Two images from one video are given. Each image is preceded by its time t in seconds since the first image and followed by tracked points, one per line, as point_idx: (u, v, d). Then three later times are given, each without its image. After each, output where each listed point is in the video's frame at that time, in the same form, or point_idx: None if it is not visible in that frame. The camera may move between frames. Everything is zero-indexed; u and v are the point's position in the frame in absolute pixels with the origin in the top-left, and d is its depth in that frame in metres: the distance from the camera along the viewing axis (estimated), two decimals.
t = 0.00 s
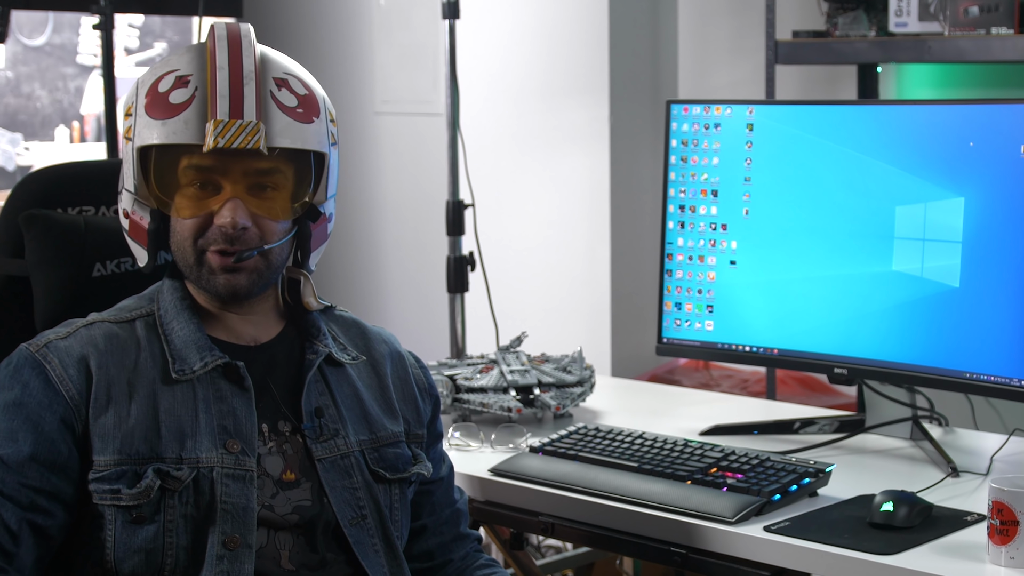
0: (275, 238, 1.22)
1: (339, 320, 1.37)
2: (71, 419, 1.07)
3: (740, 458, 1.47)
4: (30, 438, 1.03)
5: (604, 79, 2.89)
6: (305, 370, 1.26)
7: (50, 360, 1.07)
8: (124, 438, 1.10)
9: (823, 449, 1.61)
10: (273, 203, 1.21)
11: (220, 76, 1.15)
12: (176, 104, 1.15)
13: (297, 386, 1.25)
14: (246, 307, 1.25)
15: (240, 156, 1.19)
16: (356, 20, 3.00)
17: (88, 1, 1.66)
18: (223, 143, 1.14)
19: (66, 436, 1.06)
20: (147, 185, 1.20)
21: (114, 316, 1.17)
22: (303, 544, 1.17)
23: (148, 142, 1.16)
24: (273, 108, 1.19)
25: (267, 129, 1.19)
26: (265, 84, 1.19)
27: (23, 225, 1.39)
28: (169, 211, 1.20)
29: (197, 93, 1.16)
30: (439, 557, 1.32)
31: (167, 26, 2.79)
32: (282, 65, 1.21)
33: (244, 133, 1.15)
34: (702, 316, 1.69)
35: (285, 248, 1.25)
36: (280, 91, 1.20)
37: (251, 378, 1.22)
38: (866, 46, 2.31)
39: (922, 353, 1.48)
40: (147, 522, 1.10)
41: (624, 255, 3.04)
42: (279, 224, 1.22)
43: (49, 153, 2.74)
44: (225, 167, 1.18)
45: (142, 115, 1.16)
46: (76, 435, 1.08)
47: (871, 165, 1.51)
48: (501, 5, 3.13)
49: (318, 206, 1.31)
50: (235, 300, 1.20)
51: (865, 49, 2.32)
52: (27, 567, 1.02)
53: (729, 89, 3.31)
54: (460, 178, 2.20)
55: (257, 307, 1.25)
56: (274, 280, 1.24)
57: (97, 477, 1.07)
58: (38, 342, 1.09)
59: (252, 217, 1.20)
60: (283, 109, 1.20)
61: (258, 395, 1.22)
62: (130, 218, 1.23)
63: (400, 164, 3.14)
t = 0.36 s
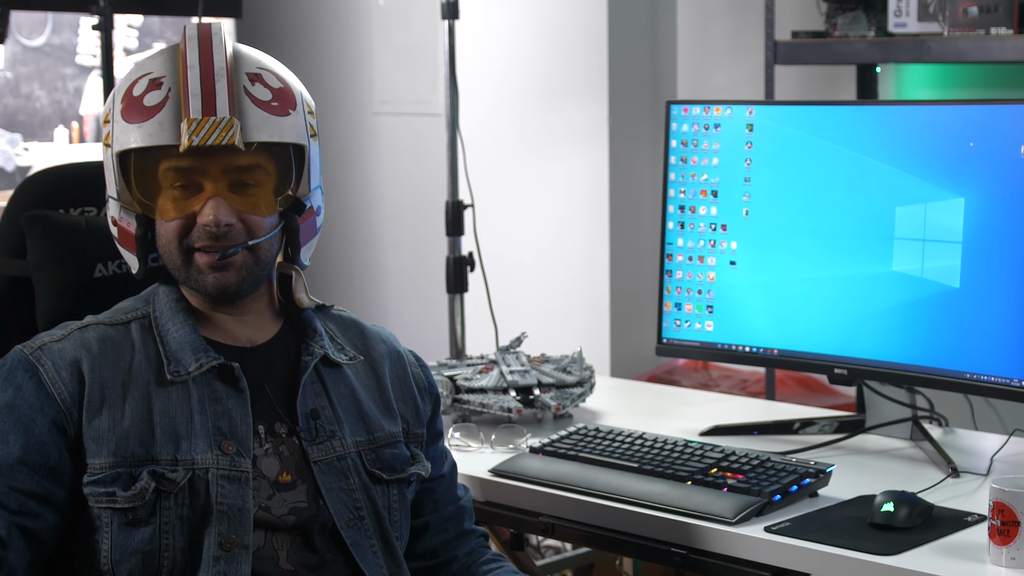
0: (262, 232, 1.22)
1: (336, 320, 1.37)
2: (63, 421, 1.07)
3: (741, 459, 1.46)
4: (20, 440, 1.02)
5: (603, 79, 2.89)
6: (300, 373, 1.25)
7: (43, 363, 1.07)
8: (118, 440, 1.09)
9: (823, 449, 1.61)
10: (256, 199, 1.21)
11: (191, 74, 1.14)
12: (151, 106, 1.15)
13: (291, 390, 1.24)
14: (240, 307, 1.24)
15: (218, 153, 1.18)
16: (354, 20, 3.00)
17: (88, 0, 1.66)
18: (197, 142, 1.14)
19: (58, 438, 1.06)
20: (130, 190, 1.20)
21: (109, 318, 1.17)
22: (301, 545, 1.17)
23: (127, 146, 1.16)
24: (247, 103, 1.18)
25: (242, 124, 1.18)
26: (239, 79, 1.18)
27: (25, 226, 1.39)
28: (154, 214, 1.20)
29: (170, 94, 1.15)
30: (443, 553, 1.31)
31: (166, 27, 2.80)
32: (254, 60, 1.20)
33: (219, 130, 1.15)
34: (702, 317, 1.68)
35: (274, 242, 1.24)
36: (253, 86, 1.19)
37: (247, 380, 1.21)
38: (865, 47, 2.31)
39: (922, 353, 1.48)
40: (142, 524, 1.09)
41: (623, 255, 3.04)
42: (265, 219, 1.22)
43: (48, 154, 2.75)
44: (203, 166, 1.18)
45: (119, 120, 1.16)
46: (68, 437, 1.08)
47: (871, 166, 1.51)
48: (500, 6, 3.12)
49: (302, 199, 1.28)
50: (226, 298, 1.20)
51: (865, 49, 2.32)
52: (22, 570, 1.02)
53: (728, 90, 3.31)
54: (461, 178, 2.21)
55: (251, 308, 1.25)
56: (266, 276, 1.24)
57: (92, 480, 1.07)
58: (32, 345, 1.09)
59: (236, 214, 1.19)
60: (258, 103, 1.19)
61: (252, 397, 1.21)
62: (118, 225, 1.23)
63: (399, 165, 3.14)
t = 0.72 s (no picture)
0: (257, 228, 1.22)
1: (342, 317, 1.37)
2: (59, 420, 1.07)
3: (746, 459, 1.46)
4: (13, 436, 1.03)
5: (607, 80, 2.90)
6: (303, 367, 1.25)
7: (41, 360, 1.08)
8: (117, 437, 1.09)
9: (827, 450, 1.61)
10: (251, 196, 1.21)
11: (178, 73, 1.14)
12: (139, 108, 1.15)
13: (296, 382, 1.25)
14: (241, 305, 1.25)
15: (208, 151, 1.18)
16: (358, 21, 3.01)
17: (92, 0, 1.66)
18: (186, 139, 1.14)
19: (52, 436, 1.06)
20: (124, 193, 1.20)
21: (110, 317, 1.17)
22: (304, 542, 1.16)
23: (119, 148, 1.16)
24: (235, 99, 1.18)
25: (231, 120, 1.17)
26: (226, 76, 1.18)
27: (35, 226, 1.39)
28: (151, 216, 1.20)
29: (158, 94, 1.15)
30: (473, 534, 1.31)
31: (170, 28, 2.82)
32: (242, 57, 1.19)
33: (206, 126, 1.14)
34: (706, 318, 1.68)
35: (271, 238, 1.24)
36: (241, 82, 1.18)
37: (249, 374, 1.21)
38: (869, 48, 2.29)
39: (928, 353, 1.47)
40: (143, 521, 1.09)
41: (627, 256, 3.04)
42: (260, 215, 1.22)
43: (53, 155, 2.76)
44: (196, 165, 1.18)
45: (110, 124, 1.17)
46: (64, 436, 1.08)
47: (876, 167, 1.51)
48: (503, 7, 3.13)
49: (297, 193, 1.28)
50: (225, 297, 1.20)
51: (870, 50, 2.30)
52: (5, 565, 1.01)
53: (731, 90, 3.31)
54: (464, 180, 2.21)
55: (254, 307, 1.26)
56: (265, 273, 1.24)
57: (92, 477, 1.07)
58: (32, 343, 1.10)
59: (230, 212, 1.19)
60: (245, 99, 1.18)
61: (256, 392, 1.21)
62: (116, 230, 1.24)
63: (403, 166, 3.15)
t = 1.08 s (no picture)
0: (282, 245, 1.20)
1: (347, 319, 1.32)
2: (53, 416, 1.08)
3: (751, 460, 1.46)
4: (7, 418, 1.04)
5: (611, 81, 2.89)
6: (299, 367, 1.23)
7: (41, 356, 1.10)
8: (117, 437, 1.10)
9: (831, 451, 1.60)
10: (278, 212, 1.19)
11: (217, 87, 1.14)
12: (174, 119, 1.14)
13: (292, 383, 1.22)
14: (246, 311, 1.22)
15: (243, 168, 1.16)
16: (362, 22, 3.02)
17: (100, 2, 1.67)
18: (225, 158, 1.13)
19: (48, 433, 1.07)
20: (149, 201, 1.19)
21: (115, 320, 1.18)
22: (304, 544, 1.16)
23: (148, 159, 1.15)
24: (272, 116, 1.18)
25: (267, 138, 1.17)
26: (263, 91, 1.18)
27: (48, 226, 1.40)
28: (173, 225, 1.18)
29: (194, 107, 1.15)
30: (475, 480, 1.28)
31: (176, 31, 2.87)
32: (275, 71, 1.20)
33: (246, 146, 1.14)
34: (711, 318, 1.68)
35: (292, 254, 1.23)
36: (277, 98, 1.19)
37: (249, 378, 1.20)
38: (874, 48, 2.28)
39: (932, 354, 1.47)
40: (143, 521, 1.09)
41: (632, 256, 3.04)
42: (284, 232, 1.20)
43: (57, 155, 2.79)
44: (226, 181, 1.16)
45: (140, 131, 1.15)
46: (60, 434, 1.09)
47: (882, 168, 1.50)
48: (507, 7, 3.13)
49: (322, 210, 1.28)
50: (245, 306, 1.20)
51: (874, 51, 2.29)
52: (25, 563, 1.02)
53: (736, 91, 3.31)
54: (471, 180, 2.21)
55: (261, 311, 1.23)
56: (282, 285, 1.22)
57: (91, 474, 1.07)
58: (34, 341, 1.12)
59: (258, 228, 1.17)
60: (282, 116, 1.18)
61: (255, 395, 1.20)
62: (133, 233, 1.22)
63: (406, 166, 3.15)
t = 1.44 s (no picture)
0: (279, 237, 1.21)
1: (357, 319, 1.34)
2: (61, 418, 1.10)
3: (752, 459, 1.46)
4: (19, 424, 1.07)
5: (613, 79, 2.90)
6: (308, 371, 1.22)
7: (48, 358, 1.11)
8: (119, 440, 1.11)
9: (833, 450, 1.61)
10: (275, 203, 1.20)
11: (206, 79, 1.14)
12: (165, 113, 1.14)
13: (300, 389, 1.22)
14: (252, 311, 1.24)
15: (236, 159, 1.17)
16: (364, 21, 3.02)
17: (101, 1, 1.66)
18: (216, 148, 1.13)
19: (55, 434, 1.10)
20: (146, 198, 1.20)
21: (122, 320, 1.18)
22: (304, 549, 1.15)
23: (141, 154, 1.15)
24: (263, 106, 1.17)
25: (259, 128, 1.17)
26: (253, 82, 1.17)
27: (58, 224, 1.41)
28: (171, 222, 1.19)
29: (185, 100, 1.15)
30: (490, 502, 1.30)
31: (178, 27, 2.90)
32: (266, 62, 1.19)
33: (237, 135, 1.14)
34: (713, 317, 1.68)
35: (290, 248, 1.23)
36: (268, 88, 1.18)
37: (254, 381, 1.19)
38: (876, 47, 2.30)
39: (933, 354, 1.48)
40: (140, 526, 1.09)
41: (634, 255, 3.04)
42: (282, 223, 1.20)
43: (60, 154, 2.79)
44: (221, 173, 1.16)
45: (132, 127, 1.16)
46: (67, 434, 1.11)
47: (884, 166, 1.51)
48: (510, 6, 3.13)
49: (319, 201, 1.27)
50: (246, 304, 1.20)
51: (876, 50, 2.30)
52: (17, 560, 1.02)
53: (738, 90, 3.31)
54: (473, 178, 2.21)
55: (267, 312, 1.25)
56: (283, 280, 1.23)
57: (93, 478, 1.09)
58: (42, 340, 1.13)
59: (255, 220, 1.18)
60: (274, 106, 1.18)
61: (260, 399, 1.19)
62: (133, 234, 1.23)
63: (408, 165, 3.15)
